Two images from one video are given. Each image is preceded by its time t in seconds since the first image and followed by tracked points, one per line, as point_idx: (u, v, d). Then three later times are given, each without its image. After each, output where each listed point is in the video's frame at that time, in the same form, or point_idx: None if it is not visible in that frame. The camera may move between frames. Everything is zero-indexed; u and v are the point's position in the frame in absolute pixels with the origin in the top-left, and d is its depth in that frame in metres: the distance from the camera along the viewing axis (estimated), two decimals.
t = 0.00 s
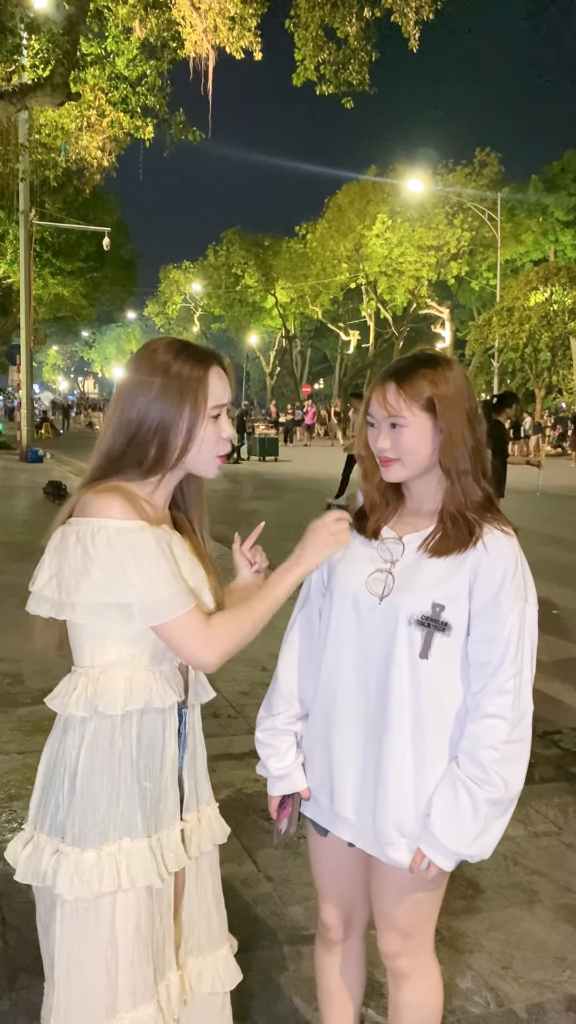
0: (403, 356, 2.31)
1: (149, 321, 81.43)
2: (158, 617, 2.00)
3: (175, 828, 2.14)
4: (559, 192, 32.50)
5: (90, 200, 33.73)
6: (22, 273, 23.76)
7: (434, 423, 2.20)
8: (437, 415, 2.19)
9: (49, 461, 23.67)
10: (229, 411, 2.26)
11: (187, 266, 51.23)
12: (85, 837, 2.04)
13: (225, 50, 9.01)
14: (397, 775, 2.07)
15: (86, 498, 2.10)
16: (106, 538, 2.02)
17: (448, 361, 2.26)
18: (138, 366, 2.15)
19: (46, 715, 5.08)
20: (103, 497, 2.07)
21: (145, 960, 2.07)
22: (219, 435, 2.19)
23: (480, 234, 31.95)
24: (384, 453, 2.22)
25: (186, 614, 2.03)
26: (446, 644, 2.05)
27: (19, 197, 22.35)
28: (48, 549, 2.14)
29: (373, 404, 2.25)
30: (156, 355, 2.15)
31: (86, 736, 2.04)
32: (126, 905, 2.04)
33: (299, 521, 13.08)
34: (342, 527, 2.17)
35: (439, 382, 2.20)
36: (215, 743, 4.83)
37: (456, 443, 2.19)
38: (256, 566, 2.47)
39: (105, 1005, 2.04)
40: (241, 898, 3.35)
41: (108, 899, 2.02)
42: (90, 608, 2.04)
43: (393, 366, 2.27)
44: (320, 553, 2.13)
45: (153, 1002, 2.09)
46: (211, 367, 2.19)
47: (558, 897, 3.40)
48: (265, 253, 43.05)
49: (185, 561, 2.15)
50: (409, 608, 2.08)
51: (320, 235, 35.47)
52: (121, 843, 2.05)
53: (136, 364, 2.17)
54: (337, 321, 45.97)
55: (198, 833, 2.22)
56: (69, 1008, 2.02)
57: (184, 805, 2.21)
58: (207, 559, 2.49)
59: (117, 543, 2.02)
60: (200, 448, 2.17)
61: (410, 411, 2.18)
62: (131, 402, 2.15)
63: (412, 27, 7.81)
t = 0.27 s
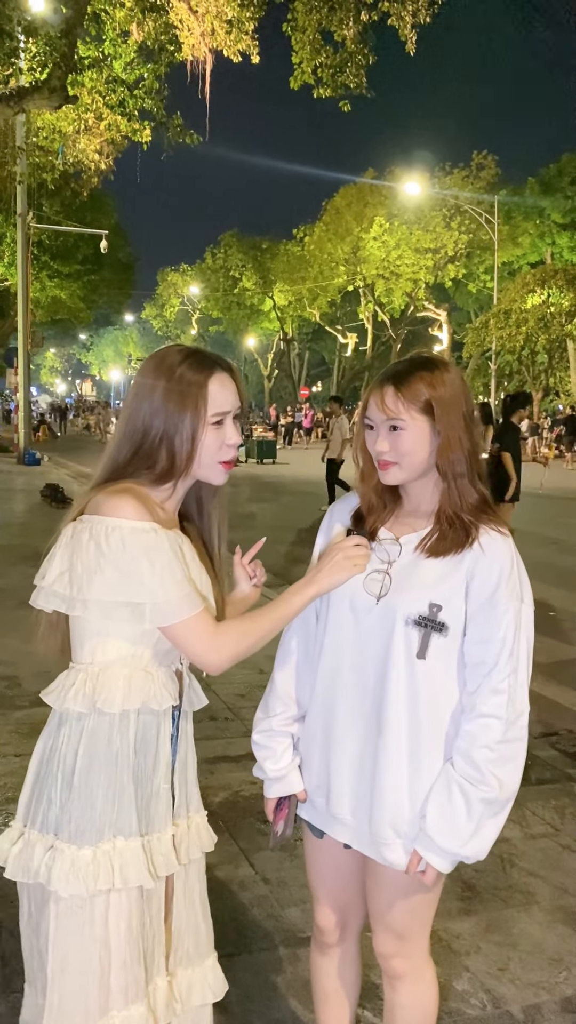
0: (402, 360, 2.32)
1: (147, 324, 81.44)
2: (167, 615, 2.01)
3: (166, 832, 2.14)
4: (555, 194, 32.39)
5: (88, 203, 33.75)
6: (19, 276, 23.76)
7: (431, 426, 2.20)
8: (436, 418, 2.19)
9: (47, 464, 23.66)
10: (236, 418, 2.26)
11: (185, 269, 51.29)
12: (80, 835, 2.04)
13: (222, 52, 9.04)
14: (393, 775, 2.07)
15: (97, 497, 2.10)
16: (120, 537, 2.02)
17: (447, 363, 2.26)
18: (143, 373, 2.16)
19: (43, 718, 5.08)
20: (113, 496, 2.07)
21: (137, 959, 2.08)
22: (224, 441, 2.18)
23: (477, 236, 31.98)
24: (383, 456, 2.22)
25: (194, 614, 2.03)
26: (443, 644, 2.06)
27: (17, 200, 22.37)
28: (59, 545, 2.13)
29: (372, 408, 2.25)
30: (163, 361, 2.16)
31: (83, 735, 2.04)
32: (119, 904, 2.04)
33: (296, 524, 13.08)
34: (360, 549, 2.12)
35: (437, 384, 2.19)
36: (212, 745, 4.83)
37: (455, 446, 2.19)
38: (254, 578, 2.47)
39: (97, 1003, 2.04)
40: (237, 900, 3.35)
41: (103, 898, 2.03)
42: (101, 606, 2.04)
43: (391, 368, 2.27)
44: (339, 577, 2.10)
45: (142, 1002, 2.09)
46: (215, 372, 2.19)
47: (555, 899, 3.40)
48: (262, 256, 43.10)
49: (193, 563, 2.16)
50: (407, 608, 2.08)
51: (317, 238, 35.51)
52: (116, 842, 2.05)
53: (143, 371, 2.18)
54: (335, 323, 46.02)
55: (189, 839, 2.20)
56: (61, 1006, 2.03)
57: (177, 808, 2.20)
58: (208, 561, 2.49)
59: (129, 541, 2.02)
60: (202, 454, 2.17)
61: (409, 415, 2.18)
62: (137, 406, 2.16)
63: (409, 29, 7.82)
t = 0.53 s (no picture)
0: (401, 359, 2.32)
1: (143, 323, 81.39)
2: (166, 612, 2.01)
3: (158, 830, 2.14)
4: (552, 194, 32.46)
5: (84, 201, 33.72)
6: (15, 275, 23.76)
7: (432, 425, 2.21)
8: (436, 416, 2.20)
9: (43, 463, 23.65)
10: (237, 418, 2.26)
11: (181, 267, 51.21)
12: (74, 830, 2.04)
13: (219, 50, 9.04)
14: (395, 770, 2.08)
15: (94, 497, 2.11)
16: (119, 534, 2.03)
17: (445, 361, 2.27)
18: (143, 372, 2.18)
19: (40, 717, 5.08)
20: (111, 496, 2.08)
21: (128, 955, 2.08)
22: (221, 440, 2.18)
23: (473, 235, 31.98)
24: (383, 454, 2.22)
25: (190, 613, 2.04)
26: (444, 642, 2.07)
27: (13, 199, 22.35)
28: (58, 542, 2.13)
29: (372, 406, 2.25)
30: (163, 361, 2.16)
31: (77, 733, 2.05)
32: (111, 900, 2.05)
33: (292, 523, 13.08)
34: (362, 554, 2.14)
35: (437, 383, 2.20)
36: (208, 744, 4.83)
37: (455, 443, 2.20)
38: (255, 578, 2.48)
39: (87, 1000, 2.04)
40: (233, 898, 3.36)
41: (96, 893, 2.04)
42: (99, 603, 2.05)
43: (391, 367, 2.27)
44: (340, 580, 2.11)
45: (132, 999, 2.10)
46: (216, 373, 2.19)
47: (550, 895, 3.42)
48: (259, 255, 43.10)
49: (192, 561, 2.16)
50: (410, 607, 2.09)
51: (314, 236, 35.49)
52: (109, 838, 2.06)
53: (144, 371, 2.19)
54: (332, 322, 46.04)
55: (179, 839, 2.21)
56: (53, 1001, 2.03)
57: (169, 807, 2.21)
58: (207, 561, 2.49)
59: (127, 540, 2.03)
60: (202, 453, 2.17)
61: (410, 414, 2.19)
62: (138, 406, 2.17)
63: (405, 28, 7.83)
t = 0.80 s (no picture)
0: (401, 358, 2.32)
1: (140, 322, 81.32)
2: (164, 610, 2.01)
3: (154, 829, 2.14)
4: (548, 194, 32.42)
5: (80, 199, 33.69)
6: (12, 273, 23.73)
7: (434, 423, 2.21)
8: (438, 414, 2.20)
9: (40, 462, 23.64)
10: (230, 415, 2.26)
11: (178, 266, 51.17)
12: (71, 829, 2.04)
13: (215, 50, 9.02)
14: (401, 768, 2.08)
15: (88, 496, 2.10)
16: (114, 534, 2.02)
17: (446, 360, 2.27)
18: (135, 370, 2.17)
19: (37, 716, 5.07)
20: (105, 495, 2.07)
21: (124, 953, 2.08)
22: (215, 437, 2.18)
23: (470, 233, 31.98)
24: (385, 452, 2.22)
25: (188, 611, 2.03)
26: (448, 642, 2.07)
27: (9, 197, 22.33)
28: (52, 542, 2.13)
29: (374, 404, 2.25)
30: (156, 358, 2.16)
31: (74, 732, 2.05)
32: (108, 899, 2.04)
33: (289, 522, 13.07)
34: (363, 552, 2.14)
35: (439, 382, 2.20)
36: (205, 742, 4.83)
37: (456, 441, 2.20)
38: (251, 576, 2.49)
39: (84, 999, 2.04)
40: (230, 897, 3.36)
41: (93, 892, 2.03)
42: (96, 603, 2.05)
43: (391, 366, 2.27)
44: (340, 579, 2.11)
45: (128, 998, 2.10)
46: (209, 370, 2.20)
47: (548, 893, 3.42)
48: (255, 253, 43.08)
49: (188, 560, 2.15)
50: (413, 606, 2.09)
51: (310, 235, 35.47)
52: (106, 837, 2.06)
53: (137, 368, 2.18)
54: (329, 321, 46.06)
55: (175, 838, 2.21)
56: (49, 1000, 2.03)
57: (165, 805, 2.21)
58: (203, 560, 2.49)
59: (123, 540, 2.02)
60: (196, 450, 2.17)
61: (412, 411, 2.19)
62: (129, 403, 2.17)
63: (401, 27, 7.83)
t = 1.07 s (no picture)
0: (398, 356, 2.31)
1: (136, 320, 81.23)
2: (160, 608, 2.01)
3: (153, 827, 2.14)
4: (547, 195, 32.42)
5: (76, 197, 33.63)
6: (8, 272, 23.67)
7: (433, 423, 2.21)
8: (436, 413, 2.20)
9: (36, 461, 23.60)
10: (221, 411, 2.26)
11: (174, 264, 51.11)
12: (70, 829, 2.03)
13: (211, 47, 8.90)
14: (402, 766, 2.08)
15: (80, 497, 2.10)
16: (107, 535, 2.02)
17: (444, 359, 2.26)
18: (127, 366, 2.16)
19: (33, 715, 5.07)
20: (97, 496, 2.06)
21: (124, 952, 2.08)
22: (207, 433, 2.18)
23: (466, 231, 31.98)
24: (384, 452, 2.22)
25: (185, 611, 2.03)
26: (447, 638, 2.07)
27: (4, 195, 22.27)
28: (45, 542, 2.11)
29: (373, 404, 2.24)
30: (148, 355, 2.15)
31: (72, 733, 2.04)
32: (108, 898, 2.04)
33: (286, 520, 13.07)
34: (361, 551, 2.14)
35: (437, 381, 2.20)
36: (201, 741, 4.83)
37: (454, 440, 2.20)
38: (245, 572, 2.50)
39: (87, 997, 2.04)
40: (227, 896, 3.36)
41: (92, 891, 2.03)
42: (92, 604, 2.04)
43: (390, 365, 2.26)
44: (338, 578, 2.11)
45: (129, 995, 2.10)
46: (202, 367, 2.19)
47: (544, 891, 3.42)
48: (252, 251, 43.05)
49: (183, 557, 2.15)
50: (412, 604, 2.09)
51: (306, 233, 35.45)
52: (106, 836, 2.05)
53: (127, 366, 2.17)
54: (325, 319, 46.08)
55: (173, 836, 2.21)
56: (50, 1001, 2.03)
57: (162, 803, 2.21)
58: (198, 558, 2.48)
59: (117, 541, 2.02)
60: (189, 447, 2.17)
61: (411, 412, 2.19)
62: (121, 400, 2.16)
63: (397, 25, 7.82)
